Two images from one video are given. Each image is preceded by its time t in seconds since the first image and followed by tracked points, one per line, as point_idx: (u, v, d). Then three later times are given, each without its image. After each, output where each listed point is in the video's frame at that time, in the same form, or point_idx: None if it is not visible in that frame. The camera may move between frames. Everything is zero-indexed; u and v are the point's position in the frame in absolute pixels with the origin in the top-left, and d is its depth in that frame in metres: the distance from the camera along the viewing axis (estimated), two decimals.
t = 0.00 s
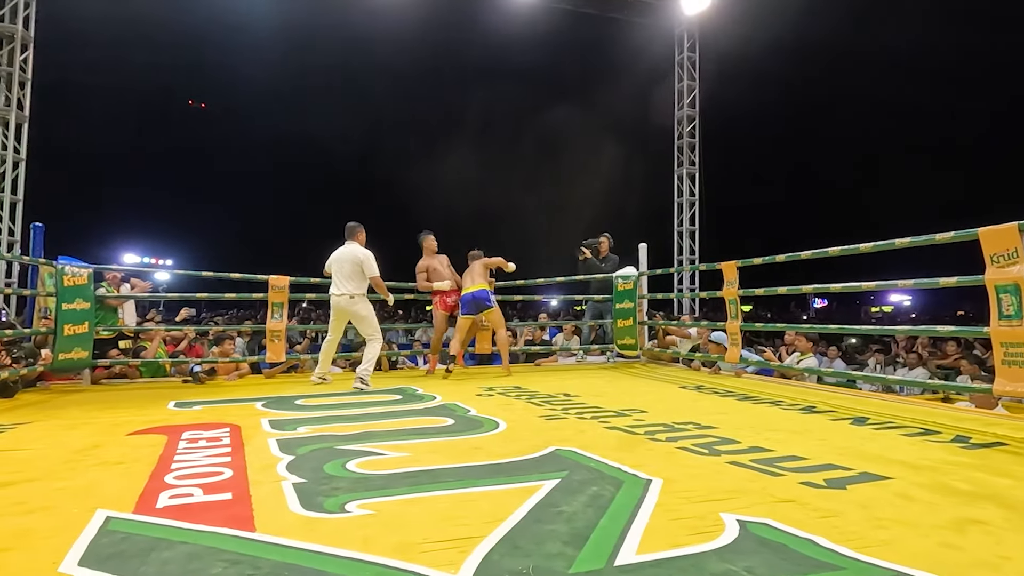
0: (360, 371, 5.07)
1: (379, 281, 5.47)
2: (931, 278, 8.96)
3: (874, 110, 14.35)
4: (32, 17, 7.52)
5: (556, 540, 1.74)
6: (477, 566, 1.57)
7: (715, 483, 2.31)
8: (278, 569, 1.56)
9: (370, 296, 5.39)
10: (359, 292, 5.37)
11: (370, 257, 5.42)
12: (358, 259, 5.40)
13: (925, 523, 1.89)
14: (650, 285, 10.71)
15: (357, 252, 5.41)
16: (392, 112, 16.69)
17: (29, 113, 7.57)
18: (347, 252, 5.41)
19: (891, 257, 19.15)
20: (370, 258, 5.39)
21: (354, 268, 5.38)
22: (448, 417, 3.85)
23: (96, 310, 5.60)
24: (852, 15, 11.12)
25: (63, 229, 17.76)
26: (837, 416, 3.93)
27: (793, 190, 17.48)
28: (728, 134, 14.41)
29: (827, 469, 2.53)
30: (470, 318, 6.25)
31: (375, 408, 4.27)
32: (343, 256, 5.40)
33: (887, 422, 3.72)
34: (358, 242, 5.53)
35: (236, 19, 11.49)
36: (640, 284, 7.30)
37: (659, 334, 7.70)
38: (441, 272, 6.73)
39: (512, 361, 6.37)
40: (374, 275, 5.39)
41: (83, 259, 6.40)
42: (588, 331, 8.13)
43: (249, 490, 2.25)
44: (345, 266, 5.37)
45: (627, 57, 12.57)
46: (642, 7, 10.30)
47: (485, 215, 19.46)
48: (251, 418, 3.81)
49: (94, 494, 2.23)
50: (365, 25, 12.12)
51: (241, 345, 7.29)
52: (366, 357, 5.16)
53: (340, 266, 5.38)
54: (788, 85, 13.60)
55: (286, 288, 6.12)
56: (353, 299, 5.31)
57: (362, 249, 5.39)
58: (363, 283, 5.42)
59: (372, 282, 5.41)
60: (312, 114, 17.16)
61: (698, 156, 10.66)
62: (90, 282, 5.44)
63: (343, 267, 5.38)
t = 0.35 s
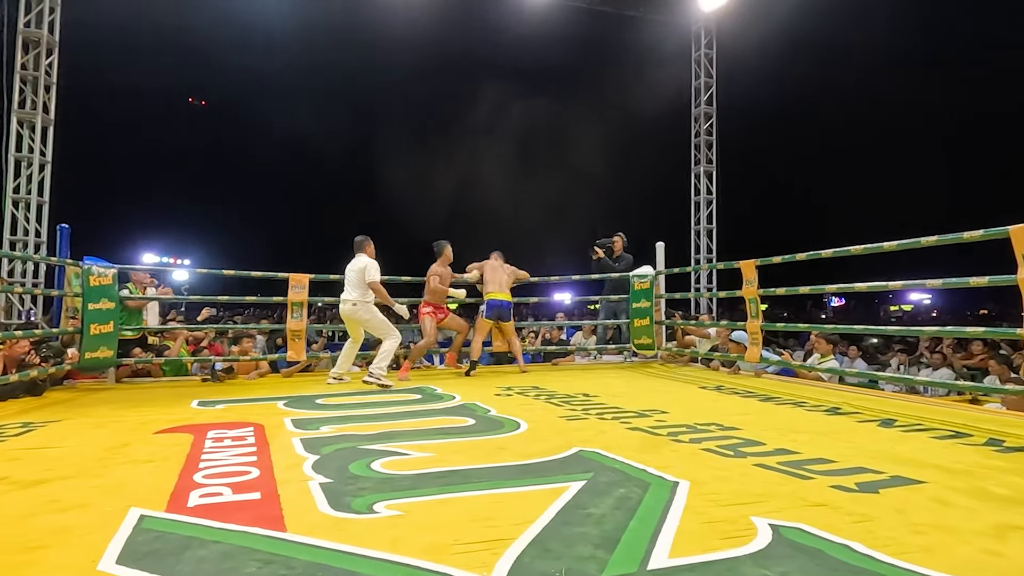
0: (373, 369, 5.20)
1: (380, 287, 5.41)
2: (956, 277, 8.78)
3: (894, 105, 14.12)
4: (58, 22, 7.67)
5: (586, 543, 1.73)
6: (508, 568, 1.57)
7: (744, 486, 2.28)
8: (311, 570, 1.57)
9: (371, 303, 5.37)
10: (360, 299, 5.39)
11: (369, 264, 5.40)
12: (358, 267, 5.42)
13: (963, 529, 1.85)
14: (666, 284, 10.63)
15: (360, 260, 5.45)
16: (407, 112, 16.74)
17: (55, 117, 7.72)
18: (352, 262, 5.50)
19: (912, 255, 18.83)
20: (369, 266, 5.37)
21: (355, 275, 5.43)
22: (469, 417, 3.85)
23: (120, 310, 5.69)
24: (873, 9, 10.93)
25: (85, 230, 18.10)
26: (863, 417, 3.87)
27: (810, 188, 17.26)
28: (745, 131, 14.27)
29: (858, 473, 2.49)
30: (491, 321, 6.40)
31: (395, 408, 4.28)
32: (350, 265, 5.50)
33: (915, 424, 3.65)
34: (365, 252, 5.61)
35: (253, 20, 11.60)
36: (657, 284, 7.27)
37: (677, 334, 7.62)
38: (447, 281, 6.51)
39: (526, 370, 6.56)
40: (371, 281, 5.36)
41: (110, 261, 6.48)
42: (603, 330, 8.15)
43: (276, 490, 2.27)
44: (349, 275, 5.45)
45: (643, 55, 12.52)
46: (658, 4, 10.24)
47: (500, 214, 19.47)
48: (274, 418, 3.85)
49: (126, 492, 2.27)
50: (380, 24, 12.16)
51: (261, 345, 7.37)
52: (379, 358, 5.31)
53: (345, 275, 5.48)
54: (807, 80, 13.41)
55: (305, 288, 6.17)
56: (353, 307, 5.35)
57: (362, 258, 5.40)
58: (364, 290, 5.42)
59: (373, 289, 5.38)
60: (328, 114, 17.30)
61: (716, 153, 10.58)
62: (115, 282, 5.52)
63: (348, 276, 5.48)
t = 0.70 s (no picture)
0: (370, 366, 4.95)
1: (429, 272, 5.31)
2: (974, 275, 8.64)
3: (910, 100, 13.90)
4: (73, 24, 7.74)
5: (605, 542, 1.72)
6: (528, 567, 1.56)
7: (762, 485, 2.25)
8: (332, 567, 1.57)
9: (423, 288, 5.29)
10: (413, 285, 5.27)
11: (420, 249, 5.28)
12: (408, 252, 5.27)
13: (990, 530, 1.81)
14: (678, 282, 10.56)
15: (407, 244, 5.29)
16: (416, 111, 16.72)
17: (71, 117, 7.81)
18: (398, 245, 5.30)
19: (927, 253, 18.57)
20: (421, 250, 5.26)
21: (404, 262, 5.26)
22: (482, 415, 3.84)
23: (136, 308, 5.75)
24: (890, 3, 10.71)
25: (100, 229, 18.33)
26: (880, 417, 3.82)
27: (823, 185, 17.06)
28: (758, 127, 14.08)
29: (878, 472, 2.46)
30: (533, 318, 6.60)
31: (408, 405, 4.29)
32: (395, 249, 5.29)
33: (935, 423, 3.59)
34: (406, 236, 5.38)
35: (263, 19, 11.60)
36: (669, 281, 7.20)
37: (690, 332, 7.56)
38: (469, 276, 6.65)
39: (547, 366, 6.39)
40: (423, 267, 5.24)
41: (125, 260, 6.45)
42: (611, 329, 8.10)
43: (293, 486, 2.28)
44: (397, 259, 5.26)
45: (654, 51, 12.36)
46: None
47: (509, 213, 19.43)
48: (288, 415, 3.87)
49: (146, 488, 2.29)
50: (388, 23, 12.12)
51: (273, 343, 7.41)
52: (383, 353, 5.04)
53: (391, 260, 5.27)
54: (821, 76, 13.20)
55: (317, 286, 6.19)
56: (407, 292, 5.22)
57: (412, 243, 5.24)
58: (414, 276, 5.30)
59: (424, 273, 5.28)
60: (338, 113, 17.33)
61: (728, 150, 10.46)
62: (130, 281, 5.57)
63: (395, 261, 5.28)
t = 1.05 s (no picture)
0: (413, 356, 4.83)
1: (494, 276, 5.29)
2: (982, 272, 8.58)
3: (919, 96, 13.79)
4: (81, 25, 7.82)
5: (605, 540, 1.71)
6: (527, 564, 1.56)
7: (765, 484, 2.24)
8: (333, 563, 1.57)
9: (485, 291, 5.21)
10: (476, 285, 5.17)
11: (492, 253, 5.24)
12: (481, 251, 5.20)
13: (996, 530, 1.80)
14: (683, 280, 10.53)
15: (481, 244, 5.22)
16: (422, 111, 16.76)
17: (78, 118, 7.88)
18: (470, 242, 5.21)
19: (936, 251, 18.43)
20: (492, 254, 5.21)
21: (474, 261, 5.18)
22: (485, 413, 3.85)
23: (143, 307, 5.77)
24: None
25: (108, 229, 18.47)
26: (887, 415, 3.79)
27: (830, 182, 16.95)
28: (764, 125, 14.00)
29: (881, 471, 2.44)
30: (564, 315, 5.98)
31: (412, 403, 4.30)
32: (467, 244, 5.19)
33: (942, 422, 3.56)
34: (478, 235, 5.28)
35: (270, 20, 11.68)
36: (674, 279, 7.23)
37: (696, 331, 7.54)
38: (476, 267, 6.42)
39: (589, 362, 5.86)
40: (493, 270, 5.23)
41: (132, 259, 6.47)
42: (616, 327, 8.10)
43: (296, 484, 2.28)
44: (467, 255, 5.16)
45: (661, 49, 12.32)
46: None
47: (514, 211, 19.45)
48: (292, 413, 3.89)
49: (151, 485, 2.31)
50: (394, 23, 12.19)
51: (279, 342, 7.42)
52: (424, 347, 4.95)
53: (460, 253, 5.16)
54: (828, 70, 13.10)
55: (322, 284, 6.21)
56: (471, 291, 5.12)
57: (486, 244, 5.20)
58: (479, 276, 5.22)
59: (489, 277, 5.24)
60: (344, 112, 17.41)
61: (733, 148, 10.42)
62: (137, 280, 5.60)
63: (463, 255, 5.18)
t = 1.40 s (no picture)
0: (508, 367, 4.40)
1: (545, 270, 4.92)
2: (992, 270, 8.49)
3: (927, 93, 13.70)
4: (88, 26, 7.87)
5: (605, 537, 1.71)
6: (526, 561, 1.56)
7: (768, 482, 2.23)
8: (332, 559, 1.58)
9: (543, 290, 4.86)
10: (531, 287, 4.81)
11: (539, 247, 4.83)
12: (528, 249, 4.81)
13: (1001, 529, 1.77)
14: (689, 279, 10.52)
15: (524, 241, 4.82)
16: (426, 111, 16.77)
17: (86, 119, 7.93)
18: (514, 242, 4.81)
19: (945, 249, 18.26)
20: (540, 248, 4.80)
21: (522, 260, 4.81)
22: (488, 412, 3.85)
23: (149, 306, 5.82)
24: None
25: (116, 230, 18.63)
26: (892, 414, 3.77)
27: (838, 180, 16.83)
28: (770, 122, 13.93)
29: (886, 470, 2.42)
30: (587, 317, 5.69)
31: (415, 402, 4.31)
32: (512, 246, 4.78)
33: (948, 421, 3.53)
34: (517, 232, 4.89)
35: (275, 20, 11.71)
36: (679, 278, 7.22)
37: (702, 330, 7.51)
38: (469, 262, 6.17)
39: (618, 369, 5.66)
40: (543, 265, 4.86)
41: (138, 258, 6.51)
42: (620, 326, 8.09)
43: (298, 481, 2.30)
44: (515, 256, 4.77)
45: (667, 47, 12.25)
46: None
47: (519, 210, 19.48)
48: (296, 411, 3.90)
49: (154, 482, 2.32)
50: (399, 23, 12.22)
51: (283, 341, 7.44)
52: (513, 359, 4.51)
53: (507, 257, 4.78)
54: (835, 68, 12.98)
55: (327, 283, 6.22)
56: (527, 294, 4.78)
57: (529, 241, 4.81)
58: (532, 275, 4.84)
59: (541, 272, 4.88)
60: (349, 112, 17.46)
61: (739, 147, 10.39)
62: (143, 279, 5.65)
63: (511, 258, 4.80)
